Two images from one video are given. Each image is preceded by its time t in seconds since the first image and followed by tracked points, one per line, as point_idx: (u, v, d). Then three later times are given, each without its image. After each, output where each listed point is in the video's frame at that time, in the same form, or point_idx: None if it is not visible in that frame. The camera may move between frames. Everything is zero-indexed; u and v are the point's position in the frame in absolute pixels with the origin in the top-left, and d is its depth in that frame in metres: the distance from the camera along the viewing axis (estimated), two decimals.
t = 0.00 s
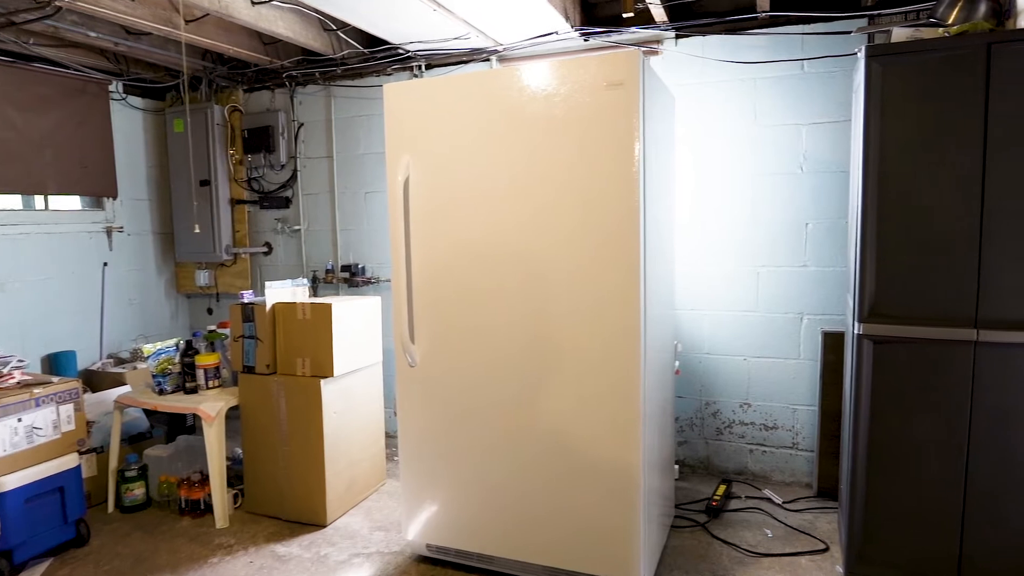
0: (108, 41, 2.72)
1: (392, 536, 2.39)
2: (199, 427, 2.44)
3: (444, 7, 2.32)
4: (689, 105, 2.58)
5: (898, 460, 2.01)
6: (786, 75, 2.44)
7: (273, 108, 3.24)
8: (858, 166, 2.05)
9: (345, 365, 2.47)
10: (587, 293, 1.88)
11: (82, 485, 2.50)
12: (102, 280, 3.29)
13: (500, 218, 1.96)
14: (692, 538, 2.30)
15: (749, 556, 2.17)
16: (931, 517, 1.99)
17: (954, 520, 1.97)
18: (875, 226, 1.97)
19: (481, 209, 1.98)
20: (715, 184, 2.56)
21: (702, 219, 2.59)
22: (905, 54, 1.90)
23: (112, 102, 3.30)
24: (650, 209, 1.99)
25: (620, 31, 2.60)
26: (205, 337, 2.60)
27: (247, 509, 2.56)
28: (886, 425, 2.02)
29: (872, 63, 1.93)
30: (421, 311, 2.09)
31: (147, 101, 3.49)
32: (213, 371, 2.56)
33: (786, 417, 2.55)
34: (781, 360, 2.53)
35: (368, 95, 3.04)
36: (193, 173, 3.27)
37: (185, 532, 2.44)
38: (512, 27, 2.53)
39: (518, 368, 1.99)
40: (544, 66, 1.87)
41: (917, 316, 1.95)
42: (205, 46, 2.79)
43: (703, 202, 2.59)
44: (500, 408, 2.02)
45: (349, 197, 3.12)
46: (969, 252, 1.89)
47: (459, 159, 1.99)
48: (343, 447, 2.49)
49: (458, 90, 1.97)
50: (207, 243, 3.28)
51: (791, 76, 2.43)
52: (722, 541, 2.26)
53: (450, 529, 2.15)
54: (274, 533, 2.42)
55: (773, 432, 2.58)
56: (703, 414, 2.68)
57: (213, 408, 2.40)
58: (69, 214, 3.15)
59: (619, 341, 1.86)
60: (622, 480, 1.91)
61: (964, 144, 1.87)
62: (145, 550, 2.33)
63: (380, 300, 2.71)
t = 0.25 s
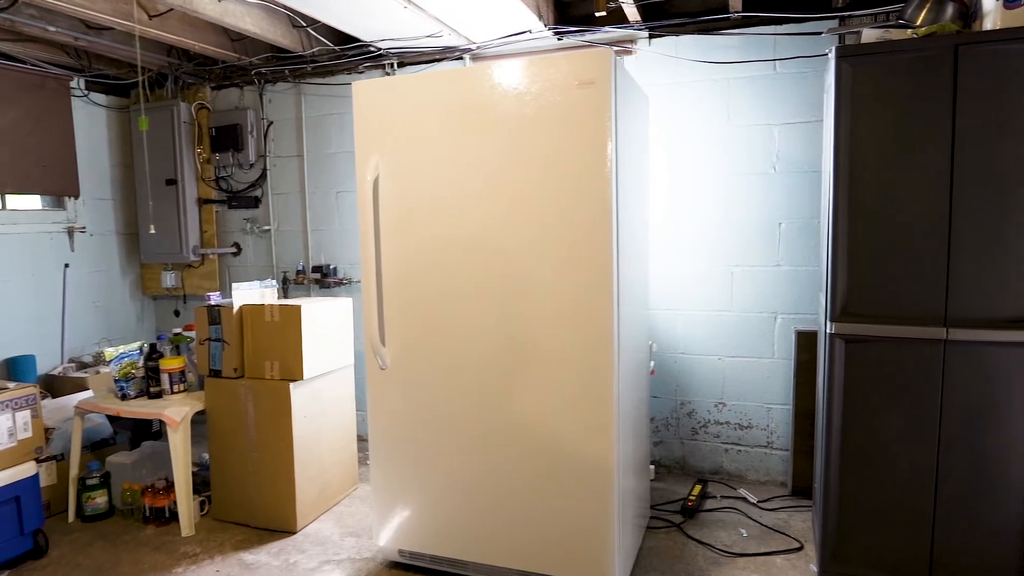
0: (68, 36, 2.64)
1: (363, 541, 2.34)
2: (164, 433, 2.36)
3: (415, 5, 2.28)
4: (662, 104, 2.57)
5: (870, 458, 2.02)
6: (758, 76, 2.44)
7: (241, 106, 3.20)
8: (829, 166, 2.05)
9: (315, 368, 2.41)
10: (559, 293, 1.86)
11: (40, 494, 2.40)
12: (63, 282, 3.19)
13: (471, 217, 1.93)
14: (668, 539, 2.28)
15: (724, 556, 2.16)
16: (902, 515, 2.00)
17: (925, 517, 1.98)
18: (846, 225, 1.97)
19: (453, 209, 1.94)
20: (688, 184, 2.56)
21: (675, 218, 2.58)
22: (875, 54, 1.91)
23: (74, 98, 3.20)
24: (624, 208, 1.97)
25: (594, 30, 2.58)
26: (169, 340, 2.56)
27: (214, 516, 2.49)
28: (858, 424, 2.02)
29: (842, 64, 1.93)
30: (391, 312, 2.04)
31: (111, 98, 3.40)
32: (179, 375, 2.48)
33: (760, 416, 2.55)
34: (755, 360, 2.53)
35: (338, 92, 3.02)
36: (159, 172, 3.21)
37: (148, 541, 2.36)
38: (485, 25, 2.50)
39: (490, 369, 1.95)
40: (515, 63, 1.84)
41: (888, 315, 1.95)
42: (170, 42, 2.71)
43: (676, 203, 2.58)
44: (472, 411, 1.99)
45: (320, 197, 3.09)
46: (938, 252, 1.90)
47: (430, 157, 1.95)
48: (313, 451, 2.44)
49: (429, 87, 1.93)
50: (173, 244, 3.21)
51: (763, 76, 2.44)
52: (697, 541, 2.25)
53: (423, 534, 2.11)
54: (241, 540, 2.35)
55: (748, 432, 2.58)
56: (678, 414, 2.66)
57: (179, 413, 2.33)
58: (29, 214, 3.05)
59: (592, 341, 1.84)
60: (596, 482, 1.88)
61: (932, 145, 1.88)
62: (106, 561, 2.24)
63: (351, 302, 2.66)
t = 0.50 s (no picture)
0: (29, 31, 2.55)
1: (336, 548, 2.29)
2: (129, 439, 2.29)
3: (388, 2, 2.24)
4: (637, 104, 2.56)
5: (844, 457, 2.02)
6: (732, 76, 2.44)
7: (211, 104, 3.14)
8: (802, 165, 2.05)
9: (285, 371, 2.36)
10: (533, 293, 1.83)
11: None
12: (25, 284, 3.09)
13: (444, 216, 1.89)
14: (645, 540, 2.26)
15: (701, 557, 2.15)
16: (876, 513, 2.01)
17: (898, 515, 1.99)
18: (819, 224, 1.97)
19: (425, 208, 1.91)
20: (663, 184, 2.55)
21: (651, 218, 2.58)
22: (846, 54, 1.91)
23: (35, 95, 3.11)
24: (598, 207, 1.95)
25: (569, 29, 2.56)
26: (135, 344, 2.49)
27: (182, 524, 2.42)
28: (832, 422, 2.03)
29: (814, 64, 1.93)
30: (363, 313, 2.00)
31: (76, 95, 3.31)
32: (144, 380, 2.41)
33: (736, 415, 2.55)
34: (731, 359, 2.53)
35: (309, 90, 2.98)
36: (126, 171, 3.13)
37: (112, 551, 2.28)
38: (459, 23, 2.47)
39: (464, 371, 1.92)
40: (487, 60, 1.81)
41: (861, 314, 1.96)
42: (137, 38, 2.63)
43: (651, 203, 2.57)
44: (446, 414, 1.95)
45: (292, 196, 3.05)
46: (910, 251, 1.91)
47: (401, 156, 1.91)
48: (284, 456, 2.39)
49: (400, 84, 1.90)
50: (141, 245, 3.13)
51: (738, 76, 2.44)
52: (674, 542, 2.24)
53: (396, 539, 2.07)
54: (210, 549, 2.29)
55: (724, 431, 2.58)
56: (655, 414, 2.65)
57: (144, 418, 2.26)
58: None
59: (567, 342, 1.82)
60: (572, 484, 1.86)
61: (903, 145, 1.89)
62: (67, 572, 2.16)
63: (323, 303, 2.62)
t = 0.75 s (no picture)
0: None
1: (309, 554, 2.25)
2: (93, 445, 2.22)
3: None
4: (614, 103, 2.55)
5: (819, 457, 2.03)
6: (708, 76, 2.44)
7: (182, 101, 3.07)
8: (776, 165, 2.05)
9: (257, 375, 2.31)
10: (507, 294, 1.81)
11: None
12: None
13: (417, 216, 1.86)
14: (623, 542, 2.25)
15: (678, 558, 2.14)
16: (851, 512, 2.01)
17: (872, 514, 2.00)
18: (794, 224, 1.97)
19: (397, 208, 1.87)
20: (639, 184, 2.54)
21: (627, 218, 2.56)
22: (820, 54, 1.92)
23: None
24: (573, 207, 1.93)
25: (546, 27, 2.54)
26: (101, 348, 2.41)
27: (150, 532, 2.36)
28: (807, 422, 2.03)
29: (788, 64, 1.93)
30: (334, 316, 1.96)
31: (41, 92, 3.22)
32: (110, 384, 2.35)
33: (714, 415, 2.55)
34: (708, 359, 2.53)
35: (282, 88, 2.93)
36: (94, 170, 3.03)
37: (77, 561, 2.22)
38: (433, 21, 2.44)
39: (437, 374, 1.89)
40: (459, 58, 1.78)
41: (835, 314, 1.96)
42: (102, 34, 2.55)
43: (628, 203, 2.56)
44: (419, 417, 1.92)
45: (264, 196, 3.00)
46: (883, 251, 1.91)
47: (372, 155, 1.88)
48: (256, 462, 2.34)
49: (370, 82, 1.86)
50: (109, 246, 3.05)
51: (713, 76, 2.43)
52: (652, 544, 2.23)
53: (370, 545, 2.03)
54: (179, 557, 2.23)
55: (702, 431, 2.57)
56: (633, 414, 2.64)
57: (110, 424, 2.20)
58: None
59: (541, 343, 1.80)
60: (548, 487, 1.84)
61: (876, 145, 1.90)
62: None
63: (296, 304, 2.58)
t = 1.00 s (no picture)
0: None
1: (282, 562, 2.21)
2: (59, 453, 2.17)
3: None
4: (591, 102, 2.53)
5: (795, 456, 2.03)
6: (685, 76, 2.43)
7: (153, 100, 3.01)
8: (751, 165, 2.05)
9: (229, 379, 2.27)
10: (482, 296, 1.79)
11: None
12: None
13: (389, 217, 1.83)
14: (601, 545, 2.23)
15: (656, 560, 2.13)
16: (827, 512, 2.02)
17: (848, 513, 2.01)
18: (768, 224, 1.97)
19: (369, 209, 1.84)
20: (617, 184, 2.53)
21: (605, 218, 2.55)
22: (793, 54, 1.92)
23: None
24: (548, 208, 1.91)
25: (522, 26, 2.52)
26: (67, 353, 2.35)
27: (119, 541, 2.31)
28: (783, 422, 2.03)
29: (762, 64, 1.93)
30: (306, 319, 1.93)
31: (6, 89, 3.14)
32: (77, 390, 2.29)
33: (692, 416, 2.54)
34: (686, 360, 2.52)
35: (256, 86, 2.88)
36: (62, 170, 2.96)
37: (42, 572, 2.16)
38: (408, 20, 2.41)
39: (411, 378, 1.86)
40: (432, 57, 1.76)
41: (810, 314, 1.96)
42: (68, 30, 2.49)
43: (605, 203, 2.55)
44: (393, 422, 1.89)
45: (238, 197, 2.95)
46: (857, 251, 1.92)
47: (344, 155, 1.85)
48: (228, 468, 2.29)
49: (341, 81, 1.83)
50: (78, 247, 2.98)
51: (690, 76, 2.43)
52: (630, 546, 2.21)
53: (343, 552, 1.99)
54: (148, 567, 2.18)
55: (681, 432, 2.57)
56: (612, 415, 2.63)
57: (76, 431, 2.14)
58: None
59: (516, 346, 1.78)
60: (523, 491, 1.82)
61: (849, 146, 1.90)
62: None
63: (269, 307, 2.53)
